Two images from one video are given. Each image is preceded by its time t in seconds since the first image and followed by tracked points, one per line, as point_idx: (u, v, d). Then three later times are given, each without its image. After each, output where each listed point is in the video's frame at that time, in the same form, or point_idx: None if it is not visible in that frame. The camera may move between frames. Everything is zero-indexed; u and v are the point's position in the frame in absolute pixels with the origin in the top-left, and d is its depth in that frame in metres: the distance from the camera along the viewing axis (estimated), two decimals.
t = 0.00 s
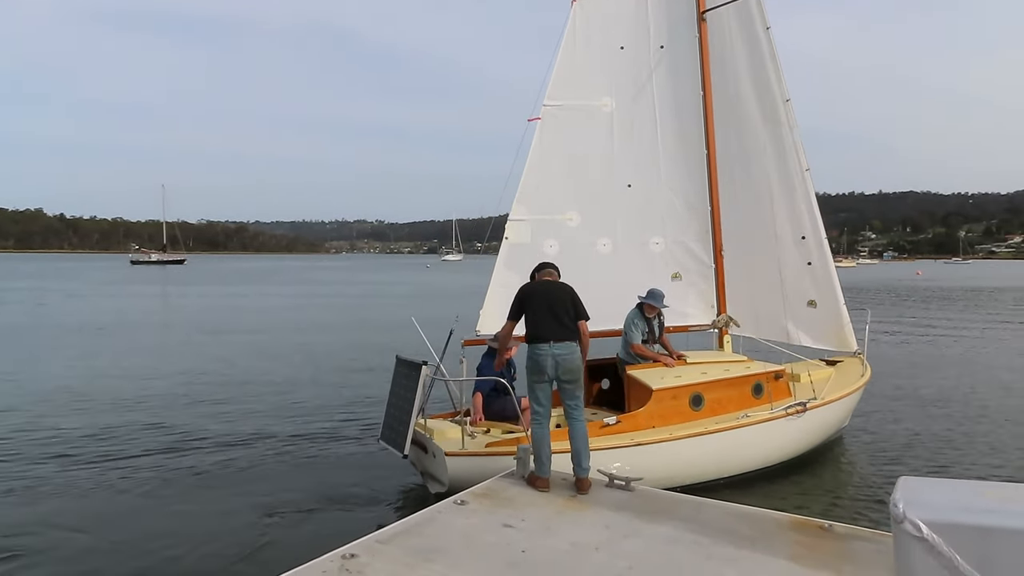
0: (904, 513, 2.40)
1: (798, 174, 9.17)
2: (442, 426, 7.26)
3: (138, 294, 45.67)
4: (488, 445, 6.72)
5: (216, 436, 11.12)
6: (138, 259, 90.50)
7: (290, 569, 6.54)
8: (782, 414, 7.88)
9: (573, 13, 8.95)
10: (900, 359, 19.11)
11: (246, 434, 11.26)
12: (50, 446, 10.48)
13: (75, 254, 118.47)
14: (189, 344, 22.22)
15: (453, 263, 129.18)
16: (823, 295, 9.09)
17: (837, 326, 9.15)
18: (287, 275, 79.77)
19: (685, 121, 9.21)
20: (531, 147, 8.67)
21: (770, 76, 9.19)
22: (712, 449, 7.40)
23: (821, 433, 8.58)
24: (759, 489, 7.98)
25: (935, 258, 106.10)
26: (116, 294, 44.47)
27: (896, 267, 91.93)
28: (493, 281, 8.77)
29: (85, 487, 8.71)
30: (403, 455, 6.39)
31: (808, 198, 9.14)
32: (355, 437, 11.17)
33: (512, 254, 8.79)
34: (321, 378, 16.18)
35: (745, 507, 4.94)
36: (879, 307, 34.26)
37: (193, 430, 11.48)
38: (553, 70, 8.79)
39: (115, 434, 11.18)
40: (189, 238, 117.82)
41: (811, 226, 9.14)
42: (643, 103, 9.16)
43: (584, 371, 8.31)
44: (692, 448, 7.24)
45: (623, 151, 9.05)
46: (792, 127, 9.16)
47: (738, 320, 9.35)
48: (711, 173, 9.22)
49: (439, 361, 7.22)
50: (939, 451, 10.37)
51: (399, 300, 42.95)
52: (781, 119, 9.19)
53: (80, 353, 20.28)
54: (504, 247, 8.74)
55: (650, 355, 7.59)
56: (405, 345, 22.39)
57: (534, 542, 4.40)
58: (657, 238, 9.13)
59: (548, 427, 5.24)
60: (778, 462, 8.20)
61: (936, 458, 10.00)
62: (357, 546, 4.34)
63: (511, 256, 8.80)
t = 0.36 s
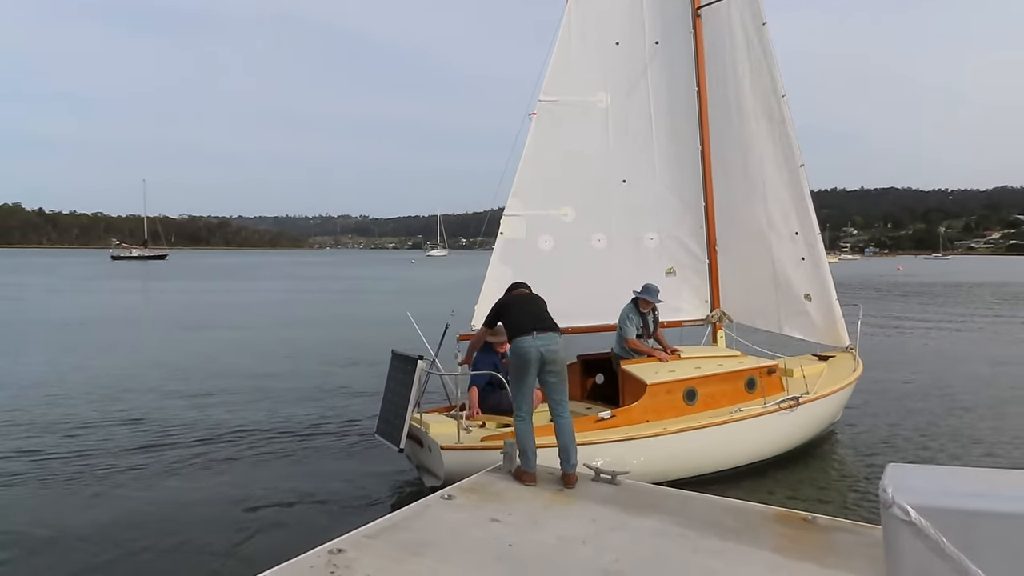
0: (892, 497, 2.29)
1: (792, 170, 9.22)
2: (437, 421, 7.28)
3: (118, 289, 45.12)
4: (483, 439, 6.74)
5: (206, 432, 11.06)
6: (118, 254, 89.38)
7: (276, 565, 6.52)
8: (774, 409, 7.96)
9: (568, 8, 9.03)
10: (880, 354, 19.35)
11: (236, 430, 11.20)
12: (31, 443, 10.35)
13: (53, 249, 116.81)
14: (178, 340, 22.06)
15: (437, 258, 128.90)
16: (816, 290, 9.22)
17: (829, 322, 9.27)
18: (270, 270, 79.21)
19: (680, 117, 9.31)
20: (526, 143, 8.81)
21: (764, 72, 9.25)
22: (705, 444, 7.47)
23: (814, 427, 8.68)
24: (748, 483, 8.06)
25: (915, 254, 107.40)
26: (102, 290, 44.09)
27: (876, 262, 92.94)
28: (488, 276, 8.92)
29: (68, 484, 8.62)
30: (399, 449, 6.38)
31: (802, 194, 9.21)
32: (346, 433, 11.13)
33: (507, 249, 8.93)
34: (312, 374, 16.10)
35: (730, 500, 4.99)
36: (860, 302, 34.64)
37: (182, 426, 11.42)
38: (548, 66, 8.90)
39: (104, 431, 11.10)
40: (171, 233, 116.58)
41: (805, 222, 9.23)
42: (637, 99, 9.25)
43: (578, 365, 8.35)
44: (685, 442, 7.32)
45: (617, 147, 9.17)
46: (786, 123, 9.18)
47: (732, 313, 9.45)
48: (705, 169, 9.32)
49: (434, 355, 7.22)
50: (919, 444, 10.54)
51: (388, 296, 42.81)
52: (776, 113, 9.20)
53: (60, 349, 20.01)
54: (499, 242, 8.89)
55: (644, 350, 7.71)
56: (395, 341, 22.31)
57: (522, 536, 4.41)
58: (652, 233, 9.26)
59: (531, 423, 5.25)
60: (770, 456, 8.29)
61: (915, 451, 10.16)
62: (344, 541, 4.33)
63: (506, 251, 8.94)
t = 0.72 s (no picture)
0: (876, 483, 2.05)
1: (782, 170, 9.41)
2: (429, 418, 7.29)
3: (95, 287, 44.54)
4: (475, 436, 6.76)
5: (191, 432, 10.96)
6: (95, 253, 88.14)
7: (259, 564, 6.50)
8: (764, 405, 8.04)
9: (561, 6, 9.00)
10: (859, 351, 19.63)
11: (222, 430, 11.11)
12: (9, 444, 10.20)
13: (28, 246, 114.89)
14: (161, 338, 21.82)
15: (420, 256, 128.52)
16: (804, 288, 9.42)
17: (816, 319, 9.51)
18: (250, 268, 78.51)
19: (671, 117, 9.37)
20: (519, 140, 8.75)
21: (754, 75, 9.47)
22: (696, 441, 7.55)
23: (803, 424, 8.78)
24: (737, 478, 8.14)
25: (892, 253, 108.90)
26: (82, 288, 43.46)
27: (854, 261, 94.12)
28: (480, 273, 8.93)
29: (46, 485, 8.51)
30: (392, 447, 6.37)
31: (791, 194, 9.42)
32: (333, 432, 11.08)
33: (499, 247, 8.90)
34: (299, 373, 16.01)
35: (711, 495, 5.04)
36: (839, 300, 35.07)
37: (166, 426, 11.31)
38: (541, 63, 8.85)
39: (86, 431, 10.97)
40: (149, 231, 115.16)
41: (794, 221, 9.41)
42: (626, 99, 9.25)
43: (569, 362, 8.37)
44: (676, 439, 7.38)
45: (609, 146, 9.19)
46: (776, 124, 9.39)
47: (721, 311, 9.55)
48: (697, 168, 9.39)
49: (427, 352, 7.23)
50: (896, 439, 10.71)
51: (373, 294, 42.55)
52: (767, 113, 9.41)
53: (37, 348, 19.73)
54: (492, 240, 8.84)
55: (635, 347, 7.77)
56: (382, 339, 22.22)
57: (505, 532, 4.42)
58: (643, 232, 9.29)
59: (515, 420, 5.27)
60: (759, 453, 8.38)
61: (892, 446, 10.33)
62: (326, 539, 4.32)
63: (498, 249, 8.91)
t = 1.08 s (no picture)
0: (870, 488, 2.43)
1: (773, 169, 9.49)
2: (417, 413, 7.30)
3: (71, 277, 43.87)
4: (463, 432, 6.77)
5: (171, 425, 10.84)
6: (69, 242, 86.79)
7: (236, 560, 6.46)
8: (751, 404, 8.11)
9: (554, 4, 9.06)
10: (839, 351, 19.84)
11: (202, 424, 11.00)
12: None
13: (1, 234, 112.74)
14: (141, 330, 21.55)
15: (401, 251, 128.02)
16: (794, 284, 9.55)
17: (804, 318, 9.63)
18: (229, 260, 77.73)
19: (663, 115, 9.37)
20: (510, 139, 8.92)
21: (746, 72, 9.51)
22: (683, 439, 7.62)
23: (789, 423, 8.87)
24: (721, 475, 8.22)
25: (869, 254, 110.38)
26: (59, 277, 42.80)
27: (833, 262, 95.19)
28: (470, 267, 9.03)
29: (19, 478, 8.39)
30: (379, 442, 6.36)
31: (781, 193, 9.50)
32: (315, 426, 11.01)
33: (489, 241, 9.01)
34: (281, 366, 15.88)
35: (689, 492, 5.08)
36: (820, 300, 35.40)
37: (145, 419, 11.19)
38: (534, 61, 8.94)
39: (61, 422, 10.83)
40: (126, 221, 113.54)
41: (784, 220, 9.52)
42: (616, 94, 9.30)
43: (557, 358, 8.37)
44: (663, 436, 7.45)
45: (601, 142, 9.26)
46: (767, 122, 9.46)
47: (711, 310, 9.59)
48: (689, 167, 9.40)
49: (416, 347, 7.22)
50: (872, 439, 10.87)
51: (357, 288, 42.27)
52: (757, 111, 9.50)
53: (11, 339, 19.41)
54: (481, 234, 8.99)
55: (624, 344, 7.83)
56: (366, 334, 22.09)
57: (482, 528, 4.42)
58: (633, 229, 9.32)
59: (498, 413, 5.26)
60: (745, 451, 8.46)
61: (868, 445, 10.49)
62: (302, 534, 4.29)
63: (488, 243, 9.03)
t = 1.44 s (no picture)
0: (910, 511, 2.53)
1: (769, 168, 9.50)
2: (412, 414, 7.26)
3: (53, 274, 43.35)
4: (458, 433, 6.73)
5: (156, 426, 10.70)
6: (49, 240, 85.69)
7: (219, 562, 6.39)
8: (747, 405, 8.14)
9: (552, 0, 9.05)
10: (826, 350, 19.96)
11: (188, 424, 10.87)
12: None
13: None
14: (124, 329, 21.31)
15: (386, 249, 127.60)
16: (789, 284, 9.51)
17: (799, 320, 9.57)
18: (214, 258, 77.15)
19: (660, 113, 9.43)
20: (506, 136, 8.89)
21: (743, 70, 9.50)
22: (679, 440, 7.65)
23: (783, 423, 8.91)
24: (715, 476, 8.24)
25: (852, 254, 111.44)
26: (43, 275, 42.24)
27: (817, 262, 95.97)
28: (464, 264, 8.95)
29: None
30: (373, 444, 6.31)
31: (777, 192, 9.51)
32: (300, 427, 10.93)
33: (484, 239, 8.95)
34: (267, 367, 15.75)
35: (677, 493, 5.08)
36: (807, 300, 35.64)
37: (127, 419, 11.06)
38: (530, 58, 8.94)
39: (41, 423, 10.69)
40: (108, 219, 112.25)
41: (779, 219, 9.51)
42: (613, 89, 9.32)
43: (553, 357, 8.36)
44: (659, 437, 7.47)
45: (597, 140, 9.28)
46: (764, 120, 9.45)
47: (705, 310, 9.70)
48: (684, 166, 9.47)
49: (411, 347, 7.17)
50: (857, 438, 10.95)
51: (345, 287, 42.02)
52: (754, 109, 9.47)
53: None
54: (477, 232, 8.91)
55: (620, 345, 7.83)
56: (355, 333, 21.94)
57: (468, 531, 4.39)
58: (629, 228, 9.41)
59: (488, 414, 5.23)
60: (740, 452, 8.50)
61: (853, 445, 10.57)
62: (284, 538, 4.23)
63: (483, 241, 8.96)
